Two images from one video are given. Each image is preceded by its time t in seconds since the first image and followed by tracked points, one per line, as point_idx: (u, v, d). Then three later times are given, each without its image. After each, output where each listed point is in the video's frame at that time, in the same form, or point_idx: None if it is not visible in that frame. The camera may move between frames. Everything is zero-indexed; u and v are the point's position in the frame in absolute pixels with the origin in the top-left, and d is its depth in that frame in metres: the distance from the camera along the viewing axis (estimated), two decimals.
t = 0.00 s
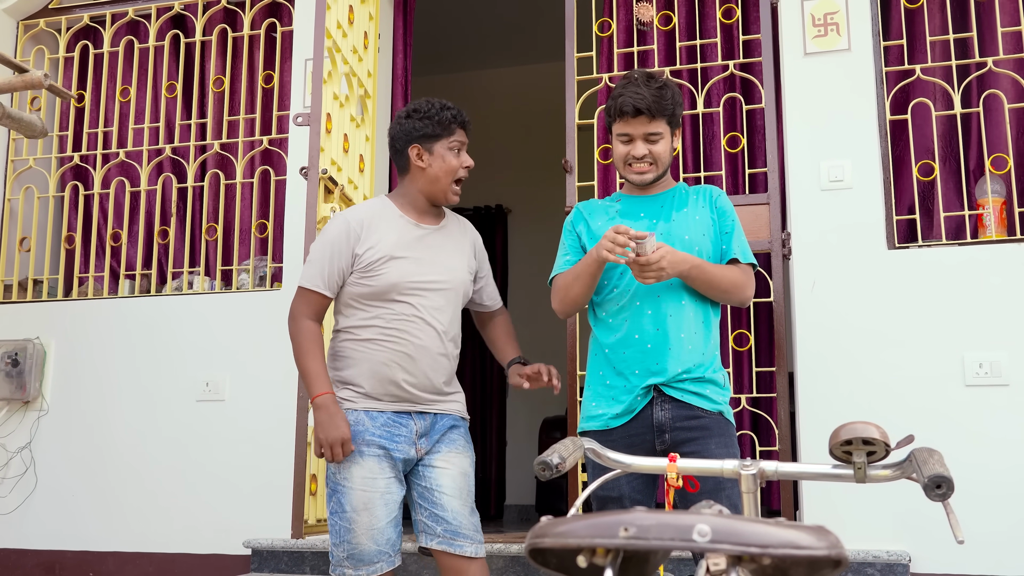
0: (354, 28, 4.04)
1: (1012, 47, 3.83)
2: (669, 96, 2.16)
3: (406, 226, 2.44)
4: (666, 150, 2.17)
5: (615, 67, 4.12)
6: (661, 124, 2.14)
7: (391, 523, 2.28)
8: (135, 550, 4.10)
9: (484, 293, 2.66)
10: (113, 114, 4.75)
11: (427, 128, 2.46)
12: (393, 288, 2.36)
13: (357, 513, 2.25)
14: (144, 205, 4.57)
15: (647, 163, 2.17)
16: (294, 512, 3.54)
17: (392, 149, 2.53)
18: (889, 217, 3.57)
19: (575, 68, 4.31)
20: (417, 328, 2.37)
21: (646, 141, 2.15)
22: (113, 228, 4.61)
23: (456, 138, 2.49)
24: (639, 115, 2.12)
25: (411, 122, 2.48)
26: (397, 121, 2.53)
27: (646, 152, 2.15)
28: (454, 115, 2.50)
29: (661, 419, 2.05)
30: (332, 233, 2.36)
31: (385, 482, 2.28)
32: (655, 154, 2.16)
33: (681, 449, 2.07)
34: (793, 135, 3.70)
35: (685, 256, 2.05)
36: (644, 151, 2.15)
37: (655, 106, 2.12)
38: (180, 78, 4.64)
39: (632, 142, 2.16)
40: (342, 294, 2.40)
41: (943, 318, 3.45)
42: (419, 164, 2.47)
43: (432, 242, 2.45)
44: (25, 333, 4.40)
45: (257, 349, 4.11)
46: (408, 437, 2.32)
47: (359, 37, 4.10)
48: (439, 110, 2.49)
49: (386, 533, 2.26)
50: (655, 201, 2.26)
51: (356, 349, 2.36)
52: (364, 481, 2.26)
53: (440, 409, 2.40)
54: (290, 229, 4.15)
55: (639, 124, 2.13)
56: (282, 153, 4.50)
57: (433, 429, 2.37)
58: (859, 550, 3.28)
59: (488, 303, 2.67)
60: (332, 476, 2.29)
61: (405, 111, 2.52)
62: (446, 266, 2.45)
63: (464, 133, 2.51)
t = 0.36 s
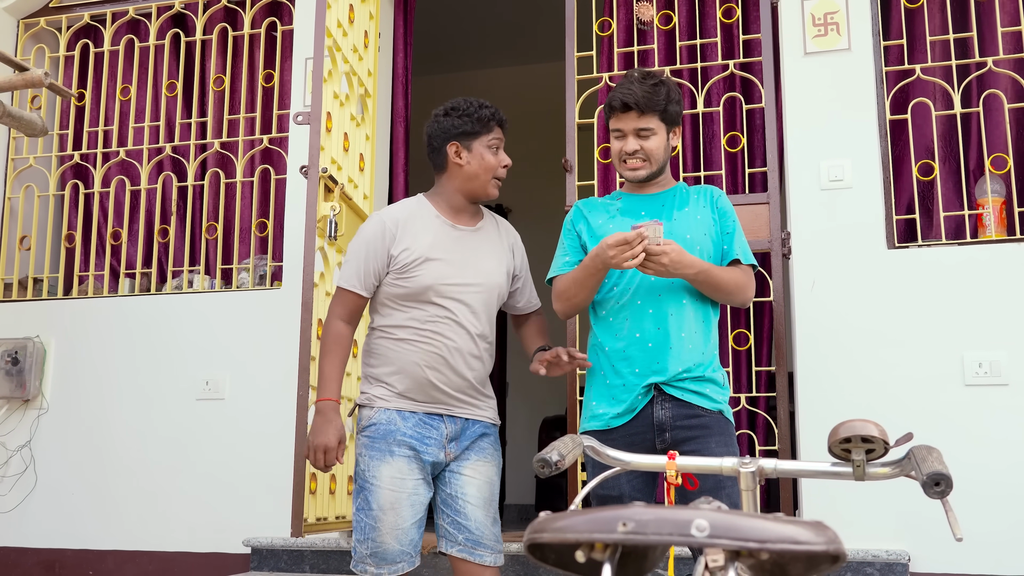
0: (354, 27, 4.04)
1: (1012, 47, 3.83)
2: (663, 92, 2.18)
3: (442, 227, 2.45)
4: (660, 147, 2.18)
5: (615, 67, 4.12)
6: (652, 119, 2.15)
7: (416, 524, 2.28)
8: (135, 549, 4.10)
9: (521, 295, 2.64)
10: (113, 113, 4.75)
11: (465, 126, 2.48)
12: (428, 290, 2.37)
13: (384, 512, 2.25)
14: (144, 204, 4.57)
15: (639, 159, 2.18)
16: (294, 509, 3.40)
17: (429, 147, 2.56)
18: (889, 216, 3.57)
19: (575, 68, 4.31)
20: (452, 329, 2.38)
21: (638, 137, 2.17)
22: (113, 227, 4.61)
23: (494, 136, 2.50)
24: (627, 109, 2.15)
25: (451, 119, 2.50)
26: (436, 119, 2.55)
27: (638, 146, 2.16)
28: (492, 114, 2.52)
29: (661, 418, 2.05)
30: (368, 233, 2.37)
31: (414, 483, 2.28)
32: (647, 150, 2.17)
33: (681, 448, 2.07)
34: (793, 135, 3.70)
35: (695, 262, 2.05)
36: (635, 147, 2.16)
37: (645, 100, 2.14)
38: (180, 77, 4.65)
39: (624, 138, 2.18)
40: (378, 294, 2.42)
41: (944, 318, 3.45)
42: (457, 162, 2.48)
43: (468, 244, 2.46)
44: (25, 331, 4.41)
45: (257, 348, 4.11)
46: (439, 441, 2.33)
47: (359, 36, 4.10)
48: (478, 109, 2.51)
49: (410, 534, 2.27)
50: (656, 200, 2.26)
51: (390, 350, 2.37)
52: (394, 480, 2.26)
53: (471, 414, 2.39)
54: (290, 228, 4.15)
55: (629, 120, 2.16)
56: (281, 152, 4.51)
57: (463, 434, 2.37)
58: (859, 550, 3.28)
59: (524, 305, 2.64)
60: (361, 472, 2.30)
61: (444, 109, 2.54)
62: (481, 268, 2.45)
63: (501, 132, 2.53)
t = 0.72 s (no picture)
0: (353, 26, 4.04)
1: (1011, 45, 3.83)
2: (646, 87, 2.20)
3: (463, 224, 2.44)
4: (644, 141, 2.19)
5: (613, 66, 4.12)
6: (633, 114, 2.19)
7: (428, 523, 2.29)
8: (134, 549, 4.10)
9: (532, 294, 2.62)
10: (112, 112, 4.75)
11: (483, 121, 2.48)
12: (452, 287, 2.36)
13: (397, 510, 2.26)
14: (143, 204, 4.56)
15: (625, 155, 2.21)
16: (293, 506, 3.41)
17: (448, 142, 2.56)
18: (887, 215, 3.57)
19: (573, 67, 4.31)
20: (474, 327, 2.37)
21: (622, 133, 2.20)
22: (111, 227, 4.61)
23: (513, 131, 2.49)
24: (607, 106, 2.20)
25: (468, 114, 2.50)
26: (455, 114, 2.55)
27: (621, 142, 2.20)
28: (511, 109, 2.51)
29: (657, 417, 2.05)
30: (390, 230, 2.36)
31: (428, 483, 2.29)
32: (630, 146, 2.19)
33: (678, 447, 2.07)
34: (791, 133, 3.70)
35: (695, 266, 2.05)
36: (619, 143, 2.20)
37: (623, 95, 2.18)
38: (178, 76, 4.64)
39: (611, 135, 2.22)
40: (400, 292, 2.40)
41: (943, 316, 3.45)
42: (475, 155, 2.48)
43: (488, 241, 2.45)
44: (24, 331, 4.41)
45: (256, 347, 4.11)
46: (456, 439, 2.33)
47: (357, 35, 4.10)
48: (496, 103, 2.51)
49: (422, 533, 2.28)
50: (659, 198, 2.25)
51: (412, 348, 2.37)
52: (407, 479, 2.27)
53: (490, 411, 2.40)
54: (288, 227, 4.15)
55: (613, 117, 2.21)
56: (279, 152, 4.51)
57: (480, 433, 2.37)
58: (857, 548, 3.28)
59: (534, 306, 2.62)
60: (376, 470, 2.32)
61: (463, 104, 2.54)
62: (502, 265, 2.45)
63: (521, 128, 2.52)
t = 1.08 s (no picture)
0: (351, 26, 4.05)
1: (1009, 45, 3.84)
2: (647, 86, 2.20)
3: (465, 221, 2.44)
4: (646, 140, 2.19)
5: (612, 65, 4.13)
6: (635, 113, 2.19)
7: (428, 522, 2.29)
8: (131, 548, 4.09)
9: (532, 294, 2.62)
10: (111, 111, 4.75)
11: (476, 121, 2.47)
12: (453, 284, 2.37)
13: (396, 509, 2.26)
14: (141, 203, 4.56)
15: (626, 154, 2.21)
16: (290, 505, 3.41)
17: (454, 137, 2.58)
18: (884, 214, 3.57)
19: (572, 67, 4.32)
20: (475, 323, 2.37)
21: (623, 132, 2.20)
22: (110, 226, 4.62)
23: (502, 132, 2.44)
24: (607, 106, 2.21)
25: (465, 112, 2.51)
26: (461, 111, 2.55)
27: (623, 141, 2.20)
28: (507, 108, 2.46)
29: (655, 416, 2.05)
30: (392, 226, 2.37)
31: (428, 482, 2.29)
32: (632, 145, 2.19)
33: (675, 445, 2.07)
34: (789, 132, 3.71)
35: (693, 267, 2.05)
36: (621, 142, 2.20)
37: (625, 95, 2.18)
38: (177, 75, 4.65)
39: (613, 135, 2.22)
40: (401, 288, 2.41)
41: (940, 316, 3.46)
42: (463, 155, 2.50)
43: (489, 239, 2.46)
44: (22, 329, 4.41)
45: (254, 346, 4.11)
46: (456, 438, 2.33)
47: (356, 34, 4.10)
48: (489, 102, 2.47)
49: (421, 532, 2.28)
50: (659, 197, 2.25)
51: (412, 344, 2.37)
52: (408, 478, 2.26)
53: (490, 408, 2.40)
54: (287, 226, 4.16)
55: (614, 116, 2.21)
56: (278, 151, 4.51)
57: (479, 431, 2.37)
58: (854, 547, 3.28)
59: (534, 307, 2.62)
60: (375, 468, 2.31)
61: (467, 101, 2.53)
62: (502, 263, 2.45)
63: (515, 128, 2.46)
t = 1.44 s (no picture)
0: (348, 22, 4.05)
1: (1006, 41, 3.84)
2: (645, 80, 2.21)
3: (455, 221, 2.45)
4: (646, 134, 2.20)
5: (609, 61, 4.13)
6: (634, 107, 2.19)
7: (413, 516, 2.28)
8: (128, 545, 4.09)
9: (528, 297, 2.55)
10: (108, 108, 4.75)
11: (473, 121, 2.44)
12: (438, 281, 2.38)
13: (381, 501, 2.26)
14: (139, 199, 4.55)
15: (626, 148, 2.21)
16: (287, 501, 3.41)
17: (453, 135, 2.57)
18: (882, 210, 3.57)
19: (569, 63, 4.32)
20: (459, 321, 2.38)
21: (623, 126, 2.21)
22: (107, 222, 4.61)
23: (498, 135, 2.40)
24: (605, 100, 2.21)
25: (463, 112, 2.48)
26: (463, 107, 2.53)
27: (622, 135, 2.20)
28: (504, 110, 2.43)
29: (655, 410, 2.05)
30: (399, 216, 2.39)
31: (413, 475, 2.29)
32: (632, 139, 2.20)
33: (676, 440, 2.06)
34: (787, 127, 3.71)
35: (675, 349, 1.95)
36: (620, 136, 2.20)
37: (623, 89, 2.19)
38: (174, 71, 4.64)
39: (612, 129, 2.23)
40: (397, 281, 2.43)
41: (937, 312, 3.46)
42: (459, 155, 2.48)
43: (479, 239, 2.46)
44: (19, 326, 4.41)
45: (252, 342, 4.11)
46: (441, 433, 2.33)
47: (353, 30, 4.10)
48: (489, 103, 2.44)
49: (406, 525, 2.27)
50: (657, 192, 2.24)
51: (396, 340, 2.39)
52: (392, 471, 2.27)
53: (475, 407, 2.39)
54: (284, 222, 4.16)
55: (613, 110, 2.21)
56: (275, 147, 4.51)
57: (466, 427, 2.38)
58: (851, 543, 3.29)
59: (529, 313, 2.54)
60: (360, 461, 2.30)
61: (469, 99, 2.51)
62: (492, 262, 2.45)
63: (512, 130, 2.42)
